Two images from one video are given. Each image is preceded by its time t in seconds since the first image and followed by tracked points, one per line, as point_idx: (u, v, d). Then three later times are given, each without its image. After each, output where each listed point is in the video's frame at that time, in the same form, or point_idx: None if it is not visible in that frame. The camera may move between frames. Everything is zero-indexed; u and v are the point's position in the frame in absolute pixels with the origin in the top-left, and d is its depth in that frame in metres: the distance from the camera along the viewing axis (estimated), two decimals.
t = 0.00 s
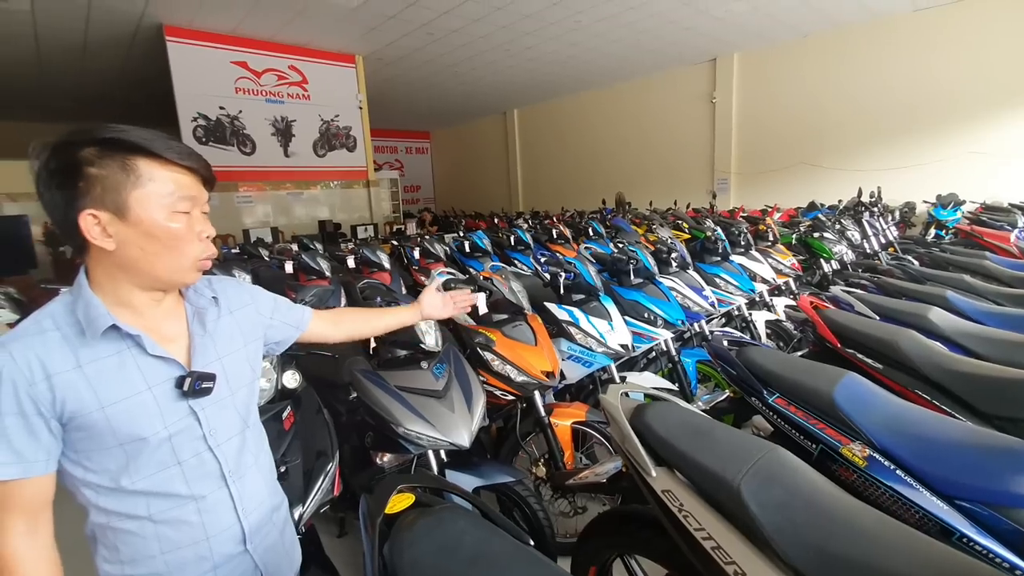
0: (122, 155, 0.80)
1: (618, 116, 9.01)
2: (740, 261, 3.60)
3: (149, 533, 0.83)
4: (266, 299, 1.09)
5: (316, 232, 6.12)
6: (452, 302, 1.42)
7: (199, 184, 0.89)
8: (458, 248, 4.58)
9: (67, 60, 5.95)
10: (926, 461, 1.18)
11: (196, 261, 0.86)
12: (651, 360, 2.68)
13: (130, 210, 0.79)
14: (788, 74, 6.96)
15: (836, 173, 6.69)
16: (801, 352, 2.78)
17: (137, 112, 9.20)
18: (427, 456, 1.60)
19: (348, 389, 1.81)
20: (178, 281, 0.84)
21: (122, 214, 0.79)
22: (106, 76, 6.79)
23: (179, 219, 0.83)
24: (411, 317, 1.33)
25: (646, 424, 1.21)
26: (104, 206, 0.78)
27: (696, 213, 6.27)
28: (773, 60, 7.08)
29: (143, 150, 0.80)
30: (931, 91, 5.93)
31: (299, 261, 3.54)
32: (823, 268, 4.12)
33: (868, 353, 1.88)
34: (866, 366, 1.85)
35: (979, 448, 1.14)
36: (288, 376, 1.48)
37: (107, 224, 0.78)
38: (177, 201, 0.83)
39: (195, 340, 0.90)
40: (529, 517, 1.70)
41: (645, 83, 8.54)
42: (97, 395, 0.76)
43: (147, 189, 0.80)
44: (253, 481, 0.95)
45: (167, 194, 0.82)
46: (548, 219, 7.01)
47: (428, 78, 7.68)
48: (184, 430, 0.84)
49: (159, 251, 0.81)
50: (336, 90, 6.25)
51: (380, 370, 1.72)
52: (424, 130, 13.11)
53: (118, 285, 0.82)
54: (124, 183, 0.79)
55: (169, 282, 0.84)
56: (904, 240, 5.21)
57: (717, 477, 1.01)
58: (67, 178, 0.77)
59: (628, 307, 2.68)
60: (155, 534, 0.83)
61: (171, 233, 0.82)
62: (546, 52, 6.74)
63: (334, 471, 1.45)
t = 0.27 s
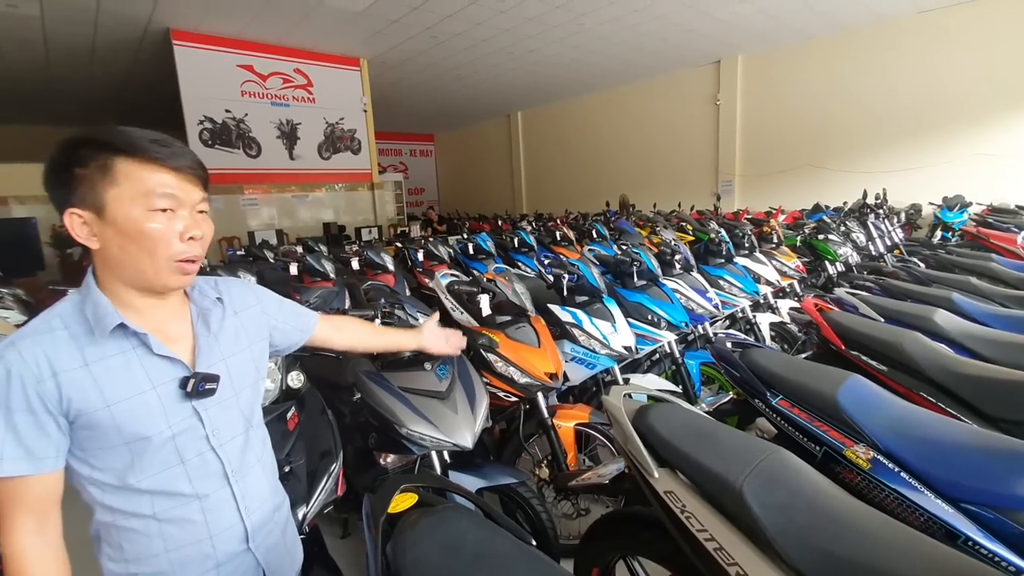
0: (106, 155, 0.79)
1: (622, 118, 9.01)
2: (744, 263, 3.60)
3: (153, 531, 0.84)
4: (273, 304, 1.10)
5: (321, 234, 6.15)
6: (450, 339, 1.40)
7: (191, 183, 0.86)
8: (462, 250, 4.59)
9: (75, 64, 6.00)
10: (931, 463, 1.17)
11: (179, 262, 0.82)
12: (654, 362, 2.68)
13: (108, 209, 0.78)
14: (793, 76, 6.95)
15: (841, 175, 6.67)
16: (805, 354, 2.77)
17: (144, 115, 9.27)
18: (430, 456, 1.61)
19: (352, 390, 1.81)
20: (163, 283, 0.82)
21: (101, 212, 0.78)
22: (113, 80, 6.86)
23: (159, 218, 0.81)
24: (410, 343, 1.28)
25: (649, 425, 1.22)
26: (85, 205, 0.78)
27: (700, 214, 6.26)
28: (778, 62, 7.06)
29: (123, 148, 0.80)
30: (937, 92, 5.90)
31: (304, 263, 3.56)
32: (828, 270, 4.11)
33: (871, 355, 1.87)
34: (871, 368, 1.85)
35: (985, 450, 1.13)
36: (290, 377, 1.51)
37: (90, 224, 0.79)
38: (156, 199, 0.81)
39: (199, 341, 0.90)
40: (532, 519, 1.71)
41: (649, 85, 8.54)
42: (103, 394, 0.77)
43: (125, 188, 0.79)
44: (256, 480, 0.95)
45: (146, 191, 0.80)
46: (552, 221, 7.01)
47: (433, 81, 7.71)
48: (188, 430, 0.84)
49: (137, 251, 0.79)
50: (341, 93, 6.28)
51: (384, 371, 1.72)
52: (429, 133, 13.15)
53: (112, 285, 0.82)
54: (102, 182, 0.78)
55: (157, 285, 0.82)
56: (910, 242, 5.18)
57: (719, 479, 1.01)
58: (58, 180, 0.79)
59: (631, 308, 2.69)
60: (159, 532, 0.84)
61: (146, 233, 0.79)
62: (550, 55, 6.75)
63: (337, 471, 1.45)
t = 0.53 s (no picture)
0: (107, 156, 0.80)
1: (627, 119, 9.01)
2: (750, 264, 3.58)
3: (162, 526, 0.85)
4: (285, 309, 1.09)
5: (327, 234, 6.18)
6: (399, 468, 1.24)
7: (191, 182, 0.86)
8: (467, 251, 4.60)
9: (85, 67, 6.07)
10: (937, 463, 1.17)
11: (176, 259, 0.82)
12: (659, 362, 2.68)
13: (108, 209, 0.79)
14: (800, 76, 6.92)
15: (848, 176, 6.63)
16: (811, 354, 2.76)
17: (152, 117, 9.35)
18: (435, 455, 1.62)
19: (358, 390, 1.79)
20: (165, 280, 0.82)
21: (101, 212, 0.80)
22: (123, 83, 6.93)
23: (156, 217, 0.80)
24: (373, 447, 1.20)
25: (654, 425, 1.22)
26: (89, 206, 0.80)
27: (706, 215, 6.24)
28: (785, 62, 7.04)
29: (116, 148, 0.80)
30: (946, 92, 5.85)
31: (310, 264, 3.58)
32: (835, 271, 4.08)
33: (878, 356, 1.86)
34: (877, 369, 1.84)
35: (992, 452, 1.12)
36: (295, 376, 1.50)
37: (96, 224, 0.81)
38: (152, 198, 0.80)
39: (210, 340, 0.91)
40: (536, 519, 1.71)
41: (655, 86, 8.53)
42: (116, 388, 0.78)
43: (122, 188, 0.79)
44: (262, 478, 0.96)
45: (141, 191, 0.80)
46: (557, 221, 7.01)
47: (438, 82, 7.73)
48: (197, 426, 0.85)
49: (135, 248, 0.80)
50: (347, 94, 6.31)
51: (388, 370, 1.73)
52: (434, 134, 13.19)
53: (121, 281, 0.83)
54: (101, 182, 0.79)
55: (162, 282, 0.83)
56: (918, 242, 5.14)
57: (724, 478, 1.01)
58: (66, 183, 0.81)
59: (636, 309, 2.69)
60: (166, 527, 0.85)
61: (144, 232, 0.79)
62: (555, 56, 6.76)
63: (341, 470, 1.47)
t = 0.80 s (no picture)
0: (121, 153, 0.81)
1: (631, 119, 9.00)
2: (753, 263, 3.58)
3: (164, 520, 0.85)
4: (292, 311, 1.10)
5: (330, 234, 6.20)
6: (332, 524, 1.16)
7: (203, 180, 0.86)
8: (470, 250, 4.60)
9: (91, 67, 6.10)
10: (940, 462, 1.16)
11: (185, 256, 0.83)
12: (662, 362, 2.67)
13: (122, 206, 0.80)
14: (804, 76, 6.90)
15: (852, 175, 6.60)
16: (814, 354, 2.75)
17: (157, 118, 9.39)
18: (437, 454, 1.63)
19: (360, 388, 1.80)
20: (174, 275, 0.83)
21: (115, 208, 0.80)
22: (128, 83, 6.96)
23: (168, 215, 0.81)
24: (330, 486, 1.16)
25: (657, 424, 1.21)
26: (103, 203, 0.81)
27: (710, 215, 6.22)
28: (789, 62, 7.02)
29: (134, 149, 0.81)
30: (951, 91, 5.83)
31: (313, 263, 3.59)
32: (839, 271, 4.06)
33: (882, 355, 1.86)
34: (881, 369, 1.83)
35: (997, 451, 1.12)
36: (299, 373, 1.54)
37: (110, 221, 0.82)
38: (164, 196, 0.81)
39: (217, 338, 0.92)
40: (539, 517, 1.71)
41: (658, 86, 8.52)
42: (123, 382, 0.79)
43: (135, 185, 0.80)
44: (264, 475, 0.97)
45: (156, 190, 0.81)
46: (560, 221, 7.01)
47: (442, 82, 7.74)
48: (201, 423, 0.86)
49: (146, 244, 0.80)
50: (351, 94, 6.33)
51: (391, 368, 1.74)
52: (438, 134, 13.21)
53: (134, 277, 0.85)
54: (117, 180, 0.80)
55: (172, 279, 0.84)
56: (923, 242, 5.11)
57: (726, 476, 1.01)
58: (80, 181, 0.82)
59: (639, 308, 2.68)
60: (168, 521, 0.85)
61: (156, 229, 0.80)
62: (559, 56, 6.76)
63: (345, 468, 1.48)
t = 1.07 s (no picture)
0: (130, 151, 0.82)
1: (633, 118, 8.98)
2: (756, 263, 3.57)
3: (165, 517, 0.86)
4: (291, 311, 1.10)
5: (333, 233, 6.22)
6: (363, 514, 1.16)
7: (212, 176, 0.88)
8: (473, 250, 4.61)
9: (94, 66, 6.12)
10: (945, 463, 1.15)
11: (200, 250, 0.84)
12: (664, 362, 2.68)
13: (133, 202, 0.80)
14: (808, 75, 6.87)
15: (855, 175, 6.58)
16: (817, 354, 2.74)
17: (160, 117, 9.42)
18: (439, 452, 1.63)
19: (363, 387, 1.80)
20: (188, 270, 0.84)
21: (127, 205, 0.81)
22: (132, 83, 6.98)
23: (183, 209, 0.82)
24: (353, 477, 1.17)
25: (658, 422, 1.21)
26: (113, 200, 0.81)
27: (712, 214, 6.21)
28: (792, 61, 7.00)
29: (147, 146, 0.82)
30: (955, 90, 5.80)
31: (316, 262, 3.60)
32: (842, 270, 4.05)
33: (886, 356, 1.85)
34: (885, 369, 1.84)
35: (1002, 452, 1.11)
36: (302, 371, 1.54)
37: (119, 218, 0.81)
38: (178, 191, 0.82)
39: (219, 335, 0.92)
40: (540, 515, 1.71)
41: (661, 85, 8.50)
42: (125, 379, 0.79)
43: (148, 181, 0.81)
44: (264, 473, 0.97)
45: (169, 185, 0.82)
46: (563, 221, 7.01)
47: (444, 82, 7.75)
48: (201, 421, 0.86)
49: (161, 239, 0.81)
50: (354, 94, 6.34)
51: (394, 367, 1.75)
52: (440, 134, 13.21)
53: (143, 276, 0.85)
54: (129, 177, 0.80)
55: (183, 273, 0.84)
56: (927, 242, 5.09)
57: (726, 476, 1.01)
58: (87, 180, 0.82)
59: (642, 308, 2.68)
60: (169, 518, 0.86)
61: (171, 223, 0.81)
62: (561, 55, 6.75)
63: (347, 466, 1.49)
